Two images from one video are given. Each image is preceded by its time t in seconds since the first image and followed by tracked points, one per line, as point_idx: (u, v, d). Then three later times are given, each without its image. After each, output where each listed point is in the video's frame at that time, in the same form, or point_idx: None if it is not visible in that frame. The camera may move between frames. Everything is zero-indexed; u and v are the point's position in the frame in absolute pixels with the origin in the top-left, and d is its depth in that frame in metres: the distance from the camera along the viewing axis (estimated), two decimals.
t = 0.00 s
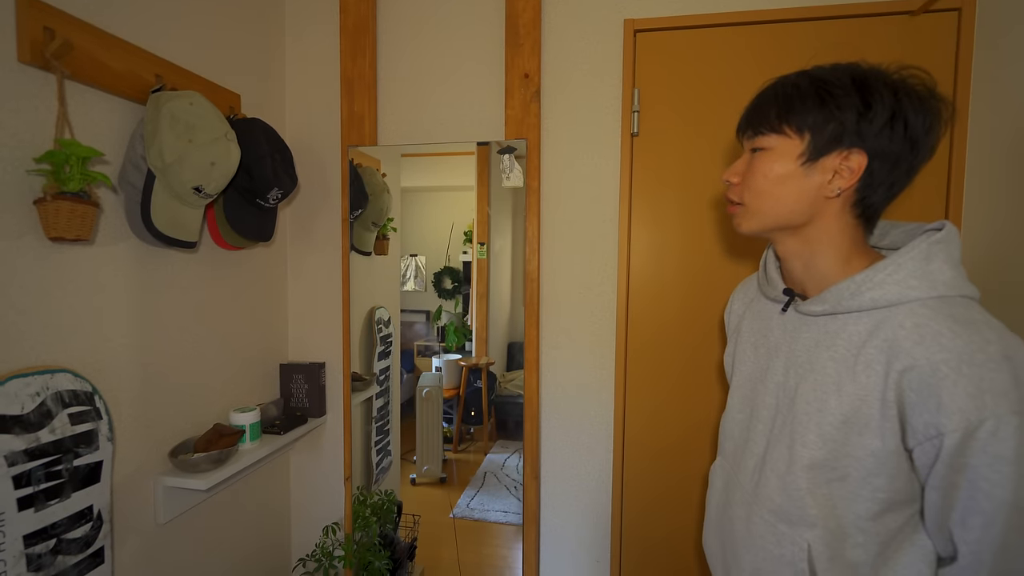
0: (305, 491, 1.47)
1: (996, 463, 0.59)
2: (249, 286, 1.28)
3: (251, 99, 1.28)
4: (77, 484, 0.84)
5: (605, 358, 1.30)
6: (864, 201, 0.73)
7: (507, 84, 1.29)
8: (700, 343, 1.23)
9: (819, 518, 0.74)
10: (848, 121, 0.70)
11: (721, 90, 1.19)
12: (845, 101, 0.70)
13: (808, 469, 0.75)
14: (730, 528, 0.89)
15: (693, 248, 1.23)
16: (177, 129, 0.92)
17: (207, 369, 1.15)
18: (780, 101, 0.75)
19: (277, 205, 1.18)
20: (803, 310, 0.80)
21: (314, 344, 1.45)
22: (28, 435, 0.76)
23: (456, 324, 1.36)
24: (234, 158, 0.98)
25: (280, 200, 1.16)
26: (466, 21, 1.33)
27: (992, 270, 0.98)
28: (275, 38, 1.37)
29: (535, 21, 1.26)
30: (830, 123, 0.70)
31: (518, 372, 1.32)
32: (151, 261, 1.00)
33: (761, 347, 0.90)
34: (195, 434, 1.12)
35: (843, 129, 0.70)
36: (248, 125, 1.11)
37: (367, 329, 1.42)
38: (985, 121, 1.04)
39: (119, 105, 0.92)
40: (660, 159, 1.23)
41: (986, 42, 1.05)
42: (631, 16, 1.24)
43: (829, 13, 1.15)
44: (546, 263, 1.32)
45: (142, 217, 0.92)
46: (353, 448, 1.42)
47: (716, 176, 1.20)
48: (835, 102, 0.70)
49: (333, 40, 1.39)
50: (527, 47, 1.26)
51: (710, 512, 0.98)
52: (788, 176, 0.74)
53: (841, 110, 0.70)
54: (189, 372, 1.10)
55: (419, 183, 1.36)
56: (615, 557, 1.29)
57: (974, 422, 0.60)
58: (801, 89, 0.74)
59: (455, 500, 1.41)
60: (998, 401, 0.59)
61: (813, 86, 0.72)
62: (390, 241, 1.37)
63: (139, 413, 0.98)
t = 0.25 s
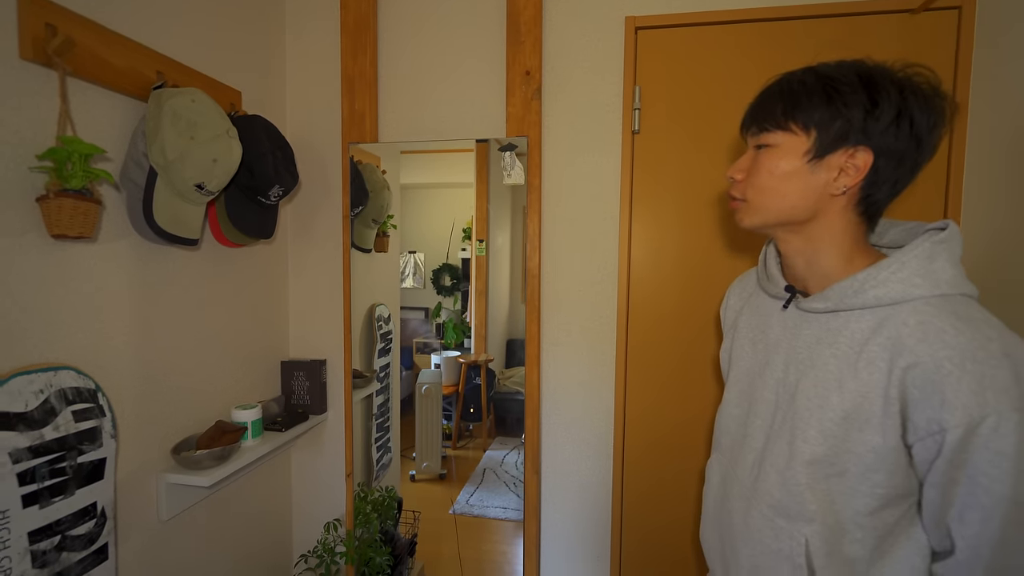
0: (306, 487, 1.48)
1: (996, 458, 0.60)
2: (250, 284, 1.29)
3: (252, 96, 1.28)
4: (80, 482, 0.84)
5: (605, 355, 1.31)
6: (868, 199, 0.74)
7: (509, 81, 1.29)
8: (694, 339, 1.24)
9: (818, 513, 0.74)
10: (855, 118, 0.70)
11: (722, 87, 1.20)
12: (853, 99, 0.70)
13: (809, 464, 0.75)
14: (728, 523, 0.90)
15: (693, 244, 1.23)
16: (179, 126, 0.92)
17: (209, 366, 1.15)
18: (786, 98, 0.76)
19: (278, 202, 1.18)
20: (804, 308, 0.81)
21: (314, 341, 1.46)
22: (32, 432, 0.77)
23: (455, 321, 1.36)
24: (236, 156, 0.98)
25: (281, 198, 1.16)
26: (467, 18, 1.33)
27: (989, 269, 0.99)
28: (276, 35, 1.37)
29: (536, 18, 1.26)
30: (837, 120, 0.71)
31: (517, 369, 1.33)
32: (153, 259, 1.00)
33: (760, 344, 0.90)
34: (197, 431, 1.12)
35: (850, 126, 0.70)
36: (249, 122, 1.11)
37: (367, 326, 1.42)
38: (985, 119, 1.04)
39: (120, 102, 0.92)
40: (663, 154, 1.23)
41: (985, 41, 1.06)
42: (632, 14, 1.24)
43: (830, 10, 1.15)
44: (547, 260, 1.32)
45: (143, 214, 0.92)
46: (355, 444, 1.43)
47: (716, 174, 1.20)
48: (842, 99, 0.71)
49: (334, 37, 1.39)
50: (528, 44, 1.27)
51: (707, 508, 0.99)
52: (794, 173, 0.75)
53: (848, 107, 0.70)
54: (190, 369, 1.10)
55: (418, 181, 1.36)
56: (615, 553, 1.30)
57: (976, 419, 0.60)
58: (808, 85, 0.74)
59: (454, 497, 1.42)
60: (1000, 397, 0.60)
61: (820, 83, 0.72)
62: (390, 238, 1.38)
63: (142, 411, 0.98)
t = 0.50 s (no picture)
0: (304, 481, 1.48)
1: (977, 440, 0.61)
2: (248, 277, 1.28)
3: (249, 88, 1.27)
4: (79, 474, 0.84)
5: (603, 349, 1.31)
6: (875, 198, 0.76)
7: (507, 74, 1.29)
8: (689, 332, 1.24)
9: (808, 499, 0.75)
10: (904, 122, 0.68)
11: (723, 80, 1.19)
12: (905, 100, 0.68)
13: (800, 451, 0.76)
14: (720, 511, 0.90)
15: (691, 239, 1.23)
16: (176, 117, 0.91)
17: (206, 360, 1.15)
18: (840, 86, 0.69)
19: (276, 195, 1.17)
20: (796, 296, 0.81)
21: (312, 335, 1.45)
22: (30, 424, 0.76)
23: (453, 316, 1.36)
24: (235, 148, 0.98)
25: (279, 191, 1.16)
26: (466, 10, 1.32)
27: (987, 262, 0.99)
28: (273, 26, 1.36)
29: (535, 11, 1.25)
30: (890, 123, 0.68)
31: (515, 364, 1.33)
32: (150, 251, 0.99)
33: (752, 333, 0.91)
34: (195, 424, 1.12)
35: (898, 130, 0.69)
36: (247, 114, 1.10)
37: (365, 320, 1.42)
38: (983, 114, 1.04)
39: (117, 93, 0.91)
40: (664, 146, 1.23)
41: (984, 35, 1.06)
42: (632, 7, 1.24)
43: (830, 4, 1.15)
44: (546, 255, 1.32)
45: (141, 206, 0.92)
46: (354, 438, 1.43)
47: (716, 168, 1.21)
48: (897, 99, 0.68)
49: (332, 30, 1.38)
50: (527, 37, 1.26)
51: (699, 498, 0.99)
52: (842, 173, 0.70)
53: (899, 109, 0.68)
54: (188, 362, 1.10)
55: (417, 175, 1.36)
56: (613, 546, 1.31)
57: (961, 401, 0.61)
58: (865, 77, 0.69)
59: (452, 492, 1.42)
60: (986, 381, 0.61)
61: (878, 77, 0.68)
62: (388, 232, 1.37)
63: (139, 404, 0.98)
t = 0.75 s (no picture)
0: (300, 475, 1.48)
1: (986, 426, 0.62)
2: (243, 272, 1.28)
3: (242, 82, 1.26)
4: (73, 467, 0.84)
5: (598, 343, 1.32)
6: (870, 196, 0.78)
7: (502, 68, 1.28)
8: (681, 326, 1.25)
9: (813, 493, 0.75)
10: (919, 131, 0.71)
11: (717, 74, 1.19)
12: (926, 109, 0.70)
13: (803, 443, 0.76)
14: (715, 507, 0.89)
15: (686, 233, 1.24)
16: (169, 111, 0.91)
17: (202, 354, 1.15)
18: (880, 86, 0.69)
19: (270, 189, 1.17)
20: (790, 289, 0.81)
21: (308, 330, 1.45)
22: (24, 417, 0.77)
23: (450, 312, 1.37)
24: (228, 142, 0.97)
25: (273, 185, 1.15)
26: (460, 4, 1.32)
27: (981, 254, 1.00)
28: (267, 20, 1.35)
29: (530, 4, 1.25)
30: (911, 130, 0.70)
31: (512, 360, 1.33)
32: (144, 245, 0.99)
33: (743, 327, 0.91)
34: (190, 419, 1.12)
35: (915, 138, 0.71)
36: (241, 107, 1.10)
37: (361, 316, 1.42)
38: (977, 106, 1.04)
39: (109, 85, 0.91)
40: (659, 141, 1.23)
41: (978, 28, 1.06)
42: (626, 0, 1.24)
43: None
44: (541, 249, 1.32)
45: (134, 200, 0.92)
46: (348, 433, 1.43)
47: (712, 162, 1.21)
48: (920, 107, 0.70)
49: (326, 23, 1.37)
50: (522, 31, 1.26)
51: (690, 494, 0.99)
52: (862, 175, 0.71)
53: (920, 118, 0.70)
54: (183, 357, 1.10)
55: (413, 171, 1.36)
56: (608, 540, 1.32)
57: (969, 388, 0.62)
58: (901, 80, 0.69)
59: (449, 487, 1.42)
60: (993, 368, 0.62)
61: (911, 82, 0.69)
62: (383, 227, 1.36)
63: (134, 398, 0.98)
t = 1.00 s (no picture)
0: (293, 469, 1.49)
1: (959, 417, 0.62)
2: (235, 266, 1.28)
3: (233, 75, 1.26)
4: (62, 460, 0.84)
5: (589, 337, 1.32)
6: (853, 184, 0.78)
7: (493, 62, 1.28)
8: (666, 319, 1.25)
9: (795, 482, 0.76)
10: (895, 114, 0.70)
11: (712, 68, 1.19)
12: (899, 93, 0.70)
13: (786, 434, 0.77)
14: (702, 499, 0.91)
15: (679, 227, 1.24)
16: (157, 104, 0.91)
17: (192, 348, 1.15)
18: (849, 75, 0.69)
19: (261, 183, 1.17)
20: (775, 281, 0.81)
21: (300, 324, 1.45)
22: (12, 410, 0.77)
23: (447, 309, 1.37)
24: (216, 135, 0.98)
25: (263, 179, 1.15)
26: None
27: (968, 247, 1.00)
28: (258, 13, 1.35)
29: None
30: (885, 115, 0.70)
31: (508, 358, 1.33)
32: (133, 238, 0.99)
33: (730, 320, 0.91)
34: (181, 412, 1.12)
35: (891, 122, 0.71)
36: (231, 101, 1.09)
37: (354, 310, 1.42)
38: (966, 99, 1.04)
39: (96, 78, 0.91)
40: (651, 135, 1.23)
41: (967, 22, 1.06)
42: None
43: None
44: (532, 243, 1.33)
45: (123, 194, 0.92)
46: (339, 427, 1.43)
47: (704, 155, 1.21)
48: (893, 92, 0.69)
49: (318, 17, 1.37)
50: (513, 24, 1.26)
51: (676, 486, 1.00)
52: (837, 163, 0.71)
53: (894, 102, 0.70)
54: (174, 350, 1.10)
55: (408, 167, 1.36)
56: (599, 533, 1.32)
57: (944, 378, 0.62)
58: (869, 67, 0.69)
59: (444, 482, 1.43)
60: (967, 359, 0.61)
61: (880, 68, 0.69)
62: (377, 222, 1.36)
63: (123, 391, 0.98)
